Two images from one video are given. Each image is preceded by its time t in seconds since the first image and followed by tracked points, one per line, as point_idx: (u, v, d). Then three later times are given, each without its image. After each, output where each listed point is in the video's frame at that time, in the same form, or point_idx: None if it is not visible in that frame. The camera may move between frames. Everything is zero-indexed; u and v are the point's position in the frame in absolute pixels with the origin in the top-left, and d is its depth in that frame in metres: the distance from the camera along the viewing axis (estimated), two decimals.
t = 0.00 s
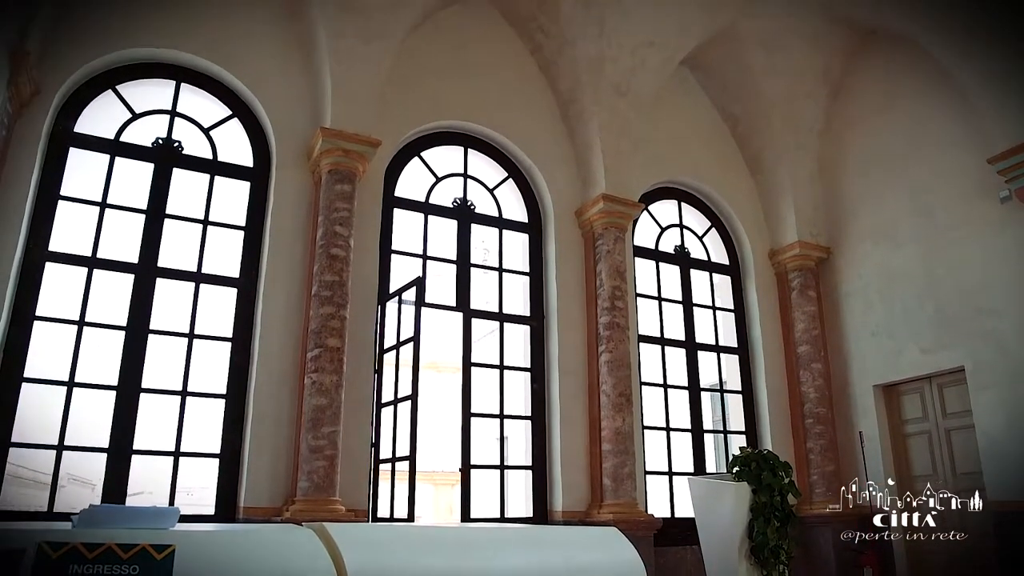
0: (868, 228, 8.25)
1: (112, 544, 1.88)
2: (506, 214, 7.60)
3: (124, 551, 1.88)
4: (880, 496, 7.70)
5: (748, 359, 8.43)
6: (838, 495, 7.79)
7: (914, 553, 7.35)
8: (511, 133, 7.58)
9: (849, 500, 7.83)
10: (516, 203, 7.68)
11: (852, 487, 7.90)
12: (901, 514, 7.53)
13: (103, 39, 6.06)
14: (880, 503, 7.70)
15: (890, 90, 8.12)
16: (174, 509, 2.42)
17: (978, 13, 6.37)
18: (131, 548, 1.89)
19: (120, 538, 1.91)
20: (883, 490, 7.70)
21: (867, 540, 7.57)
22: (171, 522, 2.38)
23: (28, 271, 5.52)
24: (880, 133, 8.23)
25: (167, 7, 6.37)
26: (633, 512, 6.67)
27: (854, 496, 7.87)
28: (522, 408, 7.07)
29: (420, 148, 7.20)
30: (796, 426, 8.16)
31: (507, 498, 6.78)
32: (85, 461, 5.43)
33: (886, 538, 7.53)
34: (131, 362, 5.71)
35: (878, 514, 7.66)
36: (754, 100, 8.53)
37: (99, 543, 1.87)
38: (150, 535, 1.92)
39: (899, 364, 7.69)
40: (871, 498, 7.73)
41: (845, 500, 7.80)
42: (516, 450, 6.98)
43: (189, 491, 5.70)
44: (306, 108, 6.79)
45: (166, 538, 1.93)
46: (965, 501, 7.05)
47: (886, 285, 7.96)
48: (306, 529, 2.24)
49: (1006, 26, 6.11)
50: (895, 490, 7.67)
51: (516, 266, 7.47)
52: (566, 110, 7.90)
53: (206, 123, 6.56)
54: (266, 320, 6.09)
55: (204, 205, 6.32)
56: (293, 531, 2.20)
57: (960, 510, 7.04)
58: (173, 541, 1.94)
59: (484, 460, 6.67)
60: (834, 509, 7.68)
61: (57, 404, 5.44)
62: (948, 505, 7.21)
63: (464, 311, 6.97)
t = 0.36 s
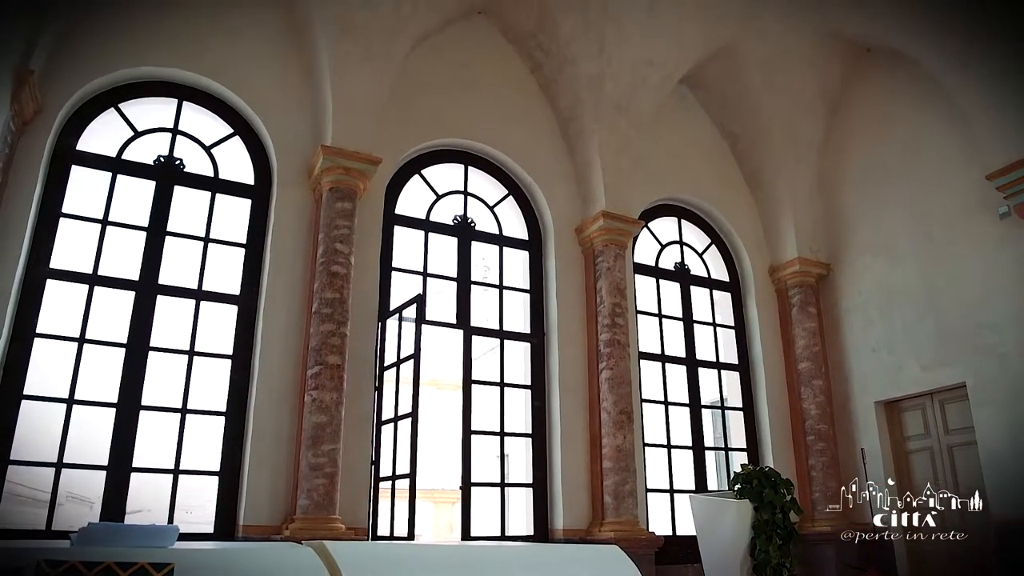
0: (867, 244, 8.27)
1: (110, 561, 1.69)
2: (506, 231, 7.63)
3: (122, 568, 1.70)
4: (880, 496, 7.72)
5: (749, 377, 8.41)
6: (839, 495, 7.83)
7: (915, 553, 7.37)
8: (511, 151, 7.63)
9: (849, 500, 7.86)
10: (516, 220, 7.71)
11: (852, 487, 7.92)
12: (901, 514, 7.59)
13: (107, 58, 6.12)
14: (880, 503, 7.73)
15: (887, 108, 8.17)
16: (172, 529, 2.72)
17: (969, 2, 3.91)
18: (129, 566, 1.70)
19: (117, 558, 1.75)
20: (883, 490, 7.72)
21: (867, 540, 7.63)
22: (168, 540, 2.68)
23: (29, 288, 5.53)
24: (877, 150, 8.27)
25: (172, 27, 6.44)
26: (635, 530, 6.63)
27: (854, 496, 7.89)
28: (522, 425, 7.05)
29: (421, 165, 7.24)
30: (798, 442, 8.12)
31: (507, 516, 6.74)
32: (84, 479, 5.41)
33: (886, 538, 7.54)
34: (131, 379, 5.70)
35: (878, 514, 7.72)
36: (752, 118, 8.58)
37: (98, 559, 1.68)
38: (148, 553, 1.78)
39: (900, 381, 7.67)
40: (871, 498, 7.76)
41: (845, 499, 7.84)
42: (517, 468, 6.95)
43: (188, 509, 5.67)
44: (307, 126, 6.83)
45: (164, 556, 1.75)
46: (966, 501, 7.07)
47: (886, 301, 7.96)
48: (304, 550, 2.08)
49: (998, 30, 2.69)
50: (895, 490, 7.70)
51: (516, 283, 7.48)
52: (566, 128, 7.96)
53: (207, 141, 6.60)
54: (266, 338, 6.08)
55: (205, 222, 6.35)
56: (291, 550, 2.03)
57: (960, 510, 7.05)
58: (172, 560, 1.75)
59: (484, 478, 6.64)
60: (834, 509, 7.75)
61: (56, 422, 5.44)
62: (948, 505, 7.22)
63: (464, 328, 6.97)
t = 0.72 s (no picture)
0: (867, 260, 8.28)
1: None
2: (506, 247, 7.65)
3: None
4: (880, 496, 7.71)
5: (750, 393, 8.38)
6: (838, 495, 7.84)
7: (917, 555, 7.28)
8: (511, 169, 7.66)
9: (849, 500, 7.84)
10: (516, 237, 7.73)
11: (852, 487, 7.91)
12: (901, 514, 7.56)
13: (111, 75, 6.16)
14: (880, 503, 7.71)
15: (885, 125, 8.21)
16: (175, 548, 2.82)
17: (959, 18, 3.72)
18: None
19: None
20: (883, 490, 7.71)
21: (866, 540, 7.62)
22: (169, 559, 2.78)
23: (30, 305, 5.53)
24: (876, 166, 8.31)
25: (175, 46, 6.49)
26: (636, 547, 6.59)
27: (854, 496, 7.86)
28: (522, 442, 7.03)
29: (421, 183, 7.27)
30: (800, 459, 8.09)
31: (508, 534, 6.70)
32: (82, 496, 5.38)
33: (886, 538, 7.47)
34: (130, 396, 5.69)
35: (878, 514, 7.67)
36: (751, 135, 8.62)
37: None
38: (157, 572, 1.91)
39: (902, 397, 7.65)
40: (870, 497, 7.74)
41: (845, 499, 7.84)
42: (517, 486, 6.93)
43: (187, 527, 5.64)
44: (308, 144, 6.86)
45: None
46: (966, 501, 7.07)
47: (886, 317, 7.96)
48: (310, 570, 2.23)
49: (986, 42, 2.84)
50: (895, 490, 7.69)
51: (517, 300, 7.49)
52: (566, 144, 8.00)
53: (209, 158, 6.63)
54: (265, 356, 6.07)
55: (206, 239, 6.36)
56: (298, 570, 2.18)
57: (960, 510, 7.06)
58: None
59: (484, 495, 6.61)
60: (833, 509, 7.78)
61: (55, 438, 5.43)
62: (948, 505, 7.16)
63: (464, 345, 6.96)
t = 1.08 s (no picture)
0: (867, 276, 8.29)
1: None
2: (506, 264, 7.66)
3: None
4: (880, 496, 7.71)
5: (751, 409, 8.36)
6: (838, 495, 7.83)
7: (916, 555, 7.38)
8: (511, 185, 7.69)
9: (849, 500, 7.86)
10: (516, 253, 7.74)
11: (852, 487, 7.94)
12: (901, 514, 7.57)
13: (113, 92, 6.19)
14: (880, 503, 7.71)
15: (883, 140, 8.25)
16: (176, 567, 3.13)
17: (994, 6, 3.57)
18: None
19: None
20: (883, 490, 7.72)
21: (866, 540, 7.66)
22: None
23: (30, 321, 5.53)
24: (875, 182, 8.33)
25: (178, 63, 6.53)
26: (639, 565, 6.54)
27: (854, 496, 7.89)
28: (523, 459, 7.00)
29: (422, 199, 7.29)
30: (802, 475, 8.03)
31: (508, 551, 6.66)
32: (81, 513, 5.35)
33: (886, 538, 7.53)
34: (130, 412, 5.68)
35: (878, 514, 7.67)
36: (750, 151, 8.65)
37: None
38: None
39: (903, 412, 7.63)
40: (871, 497, 7.76)
41: (845, 499, 7.85)
42: (518, 502, 6.89)
43: (185, 545, 5.61)
44: (309, 160, 6.88)
45: None
46: (966, 501, 7.05)
47: (886, 333, 7.96)
48: None
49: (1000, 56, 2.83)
50: (895, 490, 7.70)
51: (517, 316, 7.48)
52: (567, 161, 8.03)
53: (210, 174, 6.66)
54: (265, 373, 6.06)
55: (207, 255, 6.37)
56: None
57: (959, 511, 7.04)
58: None
59: (484, 512, 6.57)
60: (833, 509, 7.76)
61: (54, 455, 5.41)
62: (948, 505, 7.20)
63: (464, 361, 6.95)
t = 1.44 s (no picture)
0: (867, 291, 8.30)
1: None
2: (507, 280, 7.67)
3: None
4: (880, 496, 7.73)
5: (752, 425, 8.34)
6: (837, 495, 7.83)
7: (917, 554, 7.39)
8: (512, 202, 7.71)
9: (849, 500, 7.93)
10: (516, 270, 7.75)
11: (852, 487, 8.01)
12: (901, 514, 7.57)
13: (115, 109, 6.22)
14: (880, 503, 7.72)
15: (882, 157, 8.29)
16: None
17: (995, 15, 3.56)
18: None
19: None
20: (883, 490, 7.73)
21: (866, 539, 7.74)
22: None
23: (29, 336, 5.52)
24: (874, 197, 8.36)
25: (180, 81, 6.57)
26: None
27: (854, 496, 7.96)
28: (523, 476, 6.97)
29: (422, 216, 7.31)
30: (803, 491, 7.99)
31: (509, 569, 6.61)
32: (79, 530, 5.32)
33: (886, 538, 7.54)
34: (130, 429, 5.66)
35: (878, 514, 7.69)
36: (750, 167, 8.68)
37: None
38: None
39: (904, 428, 7.61)
40: (871, 497, 7.81)
41: (845, 500, 7.91)
42: (518, 519, 6.85)
43: (184, 562, 5.57)
44: (309, 177, 6.91)
45: None
46: (965, 501, 7.05)
47: (887, 348, 7.95)
48: None
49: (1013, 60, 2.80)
50: (895, 490, 7.70)
51: (517, 332, 7.48)
52: (567, 177, 8.06)
53: (211, 191, 6.68)
54: (265, 390, 6.04)
55: (207, 272, 6.37)
56: None
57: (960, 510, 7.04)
58: None
59: (484, 530, 6.53)
60: (833, 508, 7.76)
61: (53, 471, 5.38)
62: (948, 505, 7.21)
63: (465, 378, 6.94)
